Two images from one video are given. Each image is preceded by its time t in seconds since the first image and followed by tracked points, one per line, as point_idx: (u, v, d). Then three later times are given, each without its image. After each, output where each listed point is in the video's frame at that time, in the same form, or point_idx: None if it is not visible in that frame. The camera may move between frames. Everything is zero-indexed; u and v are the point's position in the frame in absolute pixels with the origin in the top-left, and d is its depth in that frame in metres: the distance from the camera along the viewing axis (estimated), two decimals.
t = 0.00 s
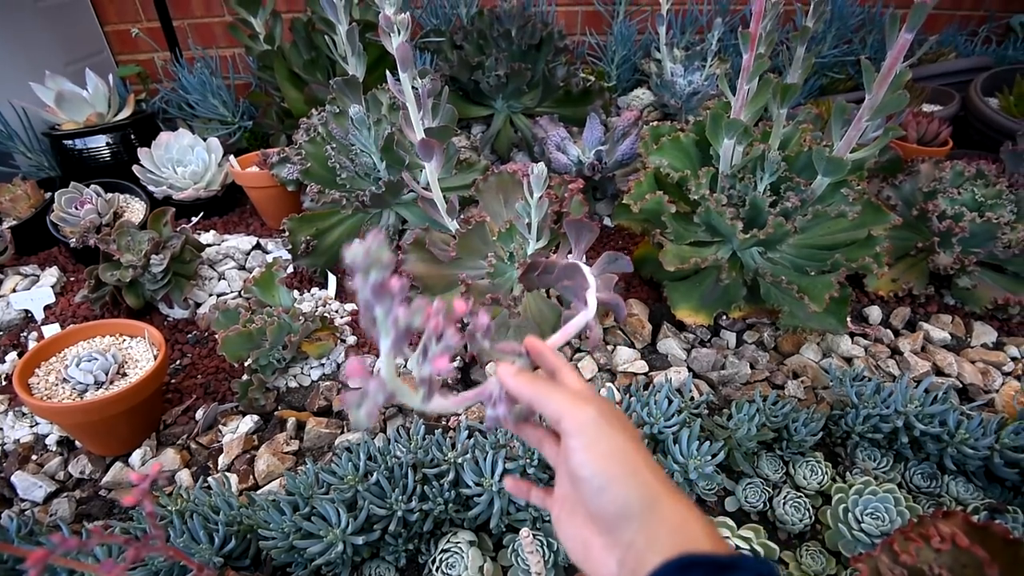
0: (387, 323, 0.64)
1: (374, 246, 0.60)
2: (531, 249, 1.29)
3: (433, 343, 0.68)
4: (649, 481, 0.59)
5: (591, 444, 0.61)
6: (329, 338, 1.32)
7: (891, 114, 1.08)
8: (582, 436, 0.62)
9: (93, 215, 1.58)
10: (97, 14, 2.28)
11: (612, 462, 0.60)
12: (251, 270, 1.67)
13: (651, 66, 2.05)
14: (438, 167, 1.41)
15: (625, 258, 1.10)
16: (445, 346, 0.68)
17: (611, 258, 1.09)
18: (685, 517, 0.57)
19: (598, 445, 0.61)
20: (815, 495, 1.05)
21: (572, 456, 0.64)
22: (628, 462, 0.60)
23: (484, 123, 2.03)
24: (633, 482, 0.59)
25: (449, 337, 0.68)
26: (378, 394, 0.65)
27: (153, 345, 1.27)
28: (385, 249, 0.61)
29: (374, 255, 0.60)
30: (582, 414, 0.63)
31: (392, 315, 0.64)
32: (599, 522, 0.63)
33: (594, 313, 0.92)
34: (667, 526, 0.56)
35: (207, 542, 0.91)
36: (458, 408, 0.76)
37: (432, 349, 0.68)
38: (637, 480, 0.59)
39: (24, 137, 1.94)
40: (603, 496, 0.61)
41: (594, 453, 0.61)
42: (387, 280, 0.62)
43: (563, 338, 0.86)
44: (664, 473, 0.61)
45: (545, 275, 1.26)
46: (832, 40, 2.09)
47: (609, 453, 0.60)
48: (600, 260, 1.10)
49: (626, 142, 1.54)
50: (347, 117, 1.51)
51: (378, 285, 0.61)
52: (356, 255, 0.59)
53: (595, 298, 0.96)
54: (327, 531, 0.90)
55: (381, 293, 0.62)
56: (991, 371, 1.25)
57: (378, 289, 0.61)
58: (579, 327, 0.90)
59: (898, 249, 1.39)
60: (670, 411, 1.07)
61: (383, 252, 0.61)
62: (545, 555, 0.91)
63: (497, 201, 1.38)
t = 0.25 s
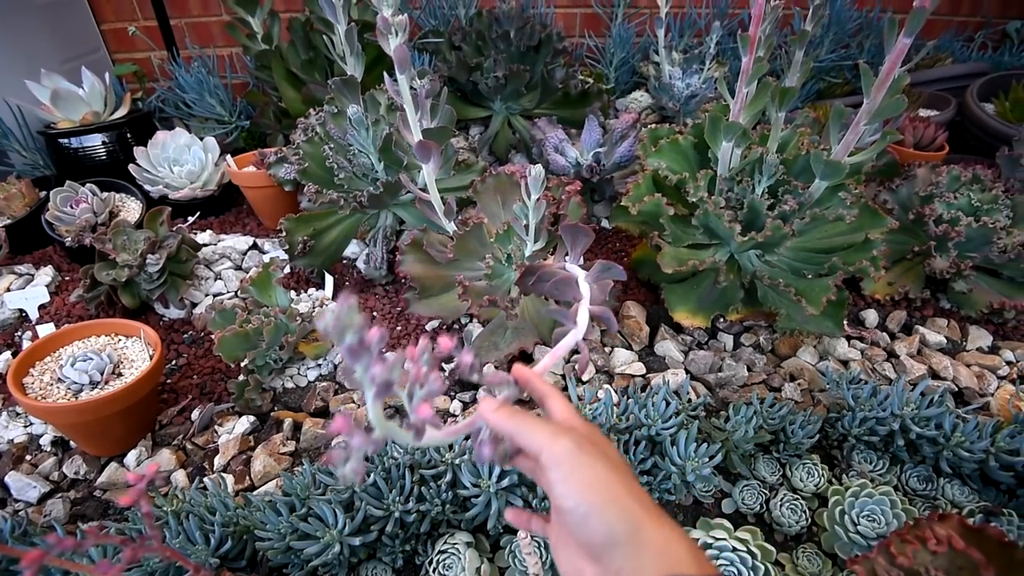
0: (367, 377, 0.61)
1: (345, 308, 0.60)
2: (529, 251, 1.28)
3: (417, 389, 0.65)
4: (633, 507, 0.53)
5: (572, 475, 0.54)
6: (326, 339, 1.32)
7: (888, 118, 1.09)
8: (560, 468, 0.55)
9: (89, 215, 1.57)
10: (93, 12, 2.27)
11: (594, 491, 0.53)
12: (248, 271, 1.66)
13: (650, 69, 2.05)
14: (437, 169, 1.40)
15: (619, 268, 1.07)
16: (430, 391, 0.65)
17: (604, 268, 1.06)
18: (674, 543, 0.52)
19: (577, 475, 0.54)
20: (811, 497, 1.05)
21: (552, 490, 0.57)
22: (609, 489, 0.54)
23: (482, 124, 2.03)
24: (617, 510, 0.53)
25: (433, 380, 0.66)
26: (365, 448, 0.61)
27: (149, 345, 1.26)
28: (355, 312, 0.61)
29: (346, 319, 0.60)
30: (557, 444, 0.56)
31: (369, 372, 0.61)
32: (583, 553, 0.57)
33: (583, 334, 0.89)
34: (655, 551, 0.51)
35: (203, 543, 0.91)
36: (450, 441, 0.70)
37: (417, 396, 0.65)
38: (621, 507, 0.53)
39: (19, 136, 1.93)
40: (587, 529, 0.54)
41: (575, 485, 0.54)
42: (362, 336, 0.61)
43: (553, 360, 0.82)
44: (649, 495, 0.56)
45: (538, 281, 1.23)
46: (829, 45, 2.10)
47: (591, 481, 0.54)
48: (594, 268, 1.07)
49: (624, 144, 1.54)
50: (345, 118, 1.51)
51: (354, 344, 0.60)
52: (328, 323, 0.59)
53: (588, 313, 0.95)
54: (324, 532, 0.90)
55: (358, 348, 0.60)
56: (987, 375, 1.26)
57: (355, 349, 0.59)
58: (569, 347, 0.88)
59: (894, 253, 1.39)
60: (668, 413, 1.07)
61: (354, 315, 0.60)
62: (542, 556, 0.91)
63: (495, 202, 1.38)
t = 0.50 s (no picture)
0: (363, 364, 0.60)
1: (342, 294, 0.57)
2: (530, 242, 1.26)
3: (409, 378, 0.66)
4: (621, 487, 0.56)
5: (562, 461, 0.57)
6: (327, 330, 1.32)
7: (891, 109, 1.09)
8: (551, 453, 0.58)
9: (88, 207, 1.57)
10: (91, 5, 2.26)
11: (584, 475, 0.56)
12: (248, 263, 1.66)
13: (650, 62, 2.05)
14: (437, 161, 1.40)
15: (617, 260, 1.07)
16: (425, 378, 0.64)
17: (602, 260, 1.05)
18: (660, 518, 0.55)
19: (567, 459, 0.57)
20: (812, 487, 1.06)
21: (543, 473, 0.60)
22: (597, 471, 0.56)
23: (482, 117, 2.02)
24: (607, 492, 0.56)
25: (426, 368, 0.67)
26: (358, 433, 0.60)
27: (150, 336, 1.26)
28: (351, 296, 0.57)
29: (344, 304, 0.56)
30: (546, 430, 0.59)
31: (363, 356, 0.60)
32: (576, 527, 0.60)
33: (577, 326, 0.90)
34: (643, 527, 0.54)
35: (206, 531, 0.91)
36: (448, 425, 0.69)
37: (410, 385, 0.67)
38: (610, 488, 0.56)
39: (18, 128, 1.92)
40: (578, 509, 0.57)
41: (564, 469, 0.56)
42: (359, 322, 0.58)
43: (548, 352, 0.82)
44: (635, 474, 0.59)
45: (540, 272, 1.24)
46: (829, 38, 2.10)
47: (580, 465, 0.56)
48: (593, 259, 1.07)
49: (625, 136, 1.54)
50: (345, 109, 1.50)
51: (349, 330, 0.57)
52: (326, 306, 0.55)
53: (584, 306, 0.96)
54: (326, 520, 0.90)
55: (353, 334, 0.57)
56: (987, 365, 1.26)
57: (349, 335, 0.57)
58: (564, 338, 0.88)
59: (895, 245, 1.39)
60: (669, 402, 1.07)
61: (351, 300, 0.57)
62: (544, 545, 0.92)
63: (495, 194, 1.38)
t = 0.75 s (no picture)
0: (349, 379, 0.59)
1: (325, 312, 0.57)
2: (530, 239, 1.27)
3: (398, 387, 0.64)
4: (609, 485, 0.60)
5: (550, 462, 0.60)
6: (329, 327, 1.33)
7: (890, 102, 1.09)
8: (539, 453, 0.61)
9: (90, 206, 1.57)
10: (90, 5, 2.26)
11: (571, 474, 0.59)
12: (250, 261, 1.67)
13: (649, 58, 2.05)
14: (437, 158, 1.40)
15: (614, 257, 1.07)
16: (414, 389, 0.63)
17: (599, 257, 1.05)
18: (647, 514, 0.60)
19: (556, 460, 0.60)
20: (814, 481, 1.06)
21: (531, 473, 0.62)
22: (585, 470, 0.60)
23: (481, 115, 2.03)
24: (595, 491, 0.59)
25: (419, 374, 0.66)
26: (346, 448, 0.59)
27: (154, 334, 1.27)
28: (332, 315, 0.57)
29: (326, 321, 0.56)
30: (535, 431, 0.62)
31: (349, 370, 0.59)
32: (563, 521, 0.64)
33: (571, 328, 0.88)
34: (631, 523, 0.59)
35: (211, 527, 0.91)
36: (442, 429, 0.69)
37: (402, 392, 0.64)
38: (598, 487, 0.59)
39: (19, 128, 1.92)
40: (566, 507, 0.61)
41: (554, 470, 0.60)
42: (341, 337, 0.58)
43: (541, 353, 0.82)
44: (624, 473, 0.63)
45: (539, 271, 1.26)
46: (829, 33, 2.10)
47: (568, 467, 0.59)
48: (592, 256, 1.07)
49: (624, 133, 1.54)
50: (345, 107, 1.51)
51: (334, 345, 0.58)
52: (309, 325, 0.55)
53: (580, 306, 0.96)
54: (330, 514, 0.91)
55: (339, 350, 0.58)
56: (988, 360, 1.26)
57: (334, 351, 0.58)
58: (558, 340, 0.88)
59: (895, 240, 1.39)
60: (671, 397, 1.07)
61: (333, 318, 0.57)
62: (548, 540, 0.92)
63: (496, 191, 1.38)
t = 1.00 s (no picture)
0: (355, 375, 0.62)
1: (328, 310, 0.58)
2: (536, 239, 1.29)
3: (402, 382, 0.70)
4: (614, 461, 0.53)
5: (548, 442, 0.53)
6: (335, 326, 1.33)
7: (898, 106, 1.09)
8: (538, 439, 0.54)
9: (98, 203, 1.58)
10: (99, 4, 2.27)
11: (573, 455, 0.52)
12: (256, 260, 1.67)
13: (655, 60, 2.05)
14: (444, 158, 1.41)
15: (622, 257, 1.08)
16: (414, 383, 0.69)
17: (607, 258, 1.06)
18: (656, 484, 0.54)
19: (556, 444, 0.53)
20: (818, 484, 1.06)
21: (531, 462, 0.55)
22: (588, 449, 0.53)
23: (487, 116, 2.03)
24: (597, 467, 0.52)
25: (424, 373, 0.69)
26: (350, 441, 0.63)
27: (161, 331, 1.27)
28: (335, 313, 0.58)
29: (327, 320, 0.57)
30: (530, 416, 0.55)
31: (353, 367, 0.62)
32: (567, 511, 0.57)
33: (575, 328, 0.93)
34: (639, 495, 0.52)
35: (217, 523, 0.92)
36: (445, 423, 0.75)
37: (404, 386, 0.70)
38: (604, 465, 0.53)
39: (28, 126, 1.94)
40: (570, 493, 0.53)
41: (554, 454, 0.53)
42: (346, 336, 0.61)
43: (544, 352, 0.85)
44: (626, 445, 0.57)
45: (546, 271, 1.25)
46: (834, 37, 2.10)
47: (566, 443, 0.53)
48: (599, 257, 1.08)
49: (630, 135, 1.54)
50: (352, 107, 1.51)
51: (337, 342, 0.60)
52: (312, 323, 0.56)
53: (585, 308, 0.97)
54: (336, 512, 0.91)
55: (342, 347, 0.60)
56: (993, 364, 1.26)
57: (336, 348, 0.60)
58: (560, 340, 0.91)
59: (901, 243, 1.39)
60: (676, 398, 1.08)
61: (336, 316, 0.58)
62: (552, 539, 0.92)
63: (502, 192, 1.39)
